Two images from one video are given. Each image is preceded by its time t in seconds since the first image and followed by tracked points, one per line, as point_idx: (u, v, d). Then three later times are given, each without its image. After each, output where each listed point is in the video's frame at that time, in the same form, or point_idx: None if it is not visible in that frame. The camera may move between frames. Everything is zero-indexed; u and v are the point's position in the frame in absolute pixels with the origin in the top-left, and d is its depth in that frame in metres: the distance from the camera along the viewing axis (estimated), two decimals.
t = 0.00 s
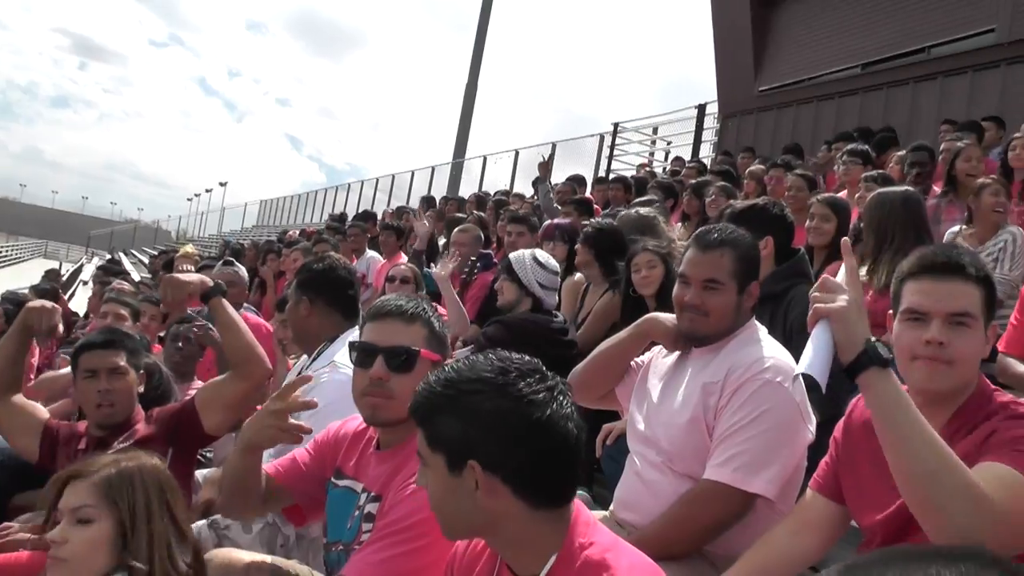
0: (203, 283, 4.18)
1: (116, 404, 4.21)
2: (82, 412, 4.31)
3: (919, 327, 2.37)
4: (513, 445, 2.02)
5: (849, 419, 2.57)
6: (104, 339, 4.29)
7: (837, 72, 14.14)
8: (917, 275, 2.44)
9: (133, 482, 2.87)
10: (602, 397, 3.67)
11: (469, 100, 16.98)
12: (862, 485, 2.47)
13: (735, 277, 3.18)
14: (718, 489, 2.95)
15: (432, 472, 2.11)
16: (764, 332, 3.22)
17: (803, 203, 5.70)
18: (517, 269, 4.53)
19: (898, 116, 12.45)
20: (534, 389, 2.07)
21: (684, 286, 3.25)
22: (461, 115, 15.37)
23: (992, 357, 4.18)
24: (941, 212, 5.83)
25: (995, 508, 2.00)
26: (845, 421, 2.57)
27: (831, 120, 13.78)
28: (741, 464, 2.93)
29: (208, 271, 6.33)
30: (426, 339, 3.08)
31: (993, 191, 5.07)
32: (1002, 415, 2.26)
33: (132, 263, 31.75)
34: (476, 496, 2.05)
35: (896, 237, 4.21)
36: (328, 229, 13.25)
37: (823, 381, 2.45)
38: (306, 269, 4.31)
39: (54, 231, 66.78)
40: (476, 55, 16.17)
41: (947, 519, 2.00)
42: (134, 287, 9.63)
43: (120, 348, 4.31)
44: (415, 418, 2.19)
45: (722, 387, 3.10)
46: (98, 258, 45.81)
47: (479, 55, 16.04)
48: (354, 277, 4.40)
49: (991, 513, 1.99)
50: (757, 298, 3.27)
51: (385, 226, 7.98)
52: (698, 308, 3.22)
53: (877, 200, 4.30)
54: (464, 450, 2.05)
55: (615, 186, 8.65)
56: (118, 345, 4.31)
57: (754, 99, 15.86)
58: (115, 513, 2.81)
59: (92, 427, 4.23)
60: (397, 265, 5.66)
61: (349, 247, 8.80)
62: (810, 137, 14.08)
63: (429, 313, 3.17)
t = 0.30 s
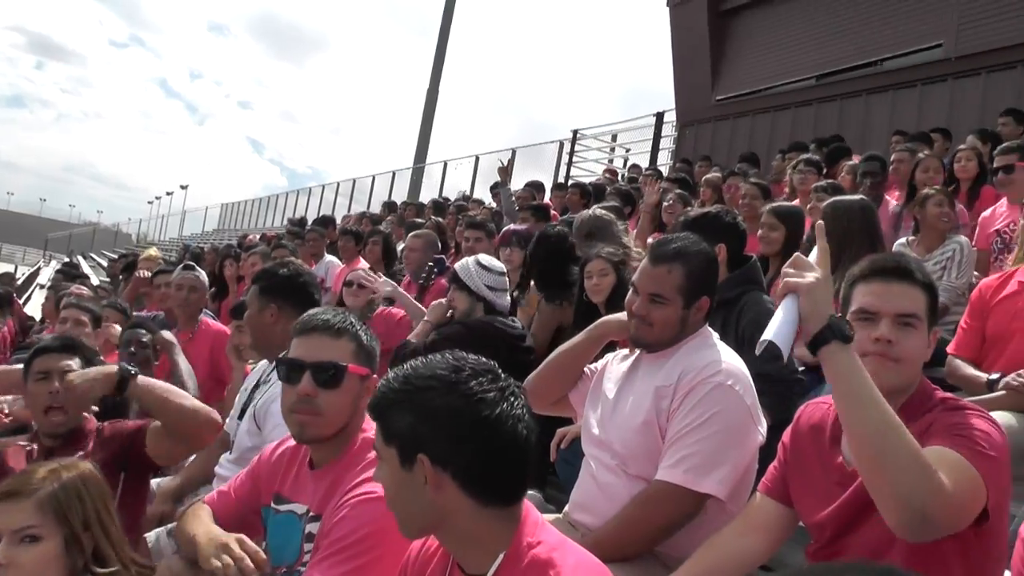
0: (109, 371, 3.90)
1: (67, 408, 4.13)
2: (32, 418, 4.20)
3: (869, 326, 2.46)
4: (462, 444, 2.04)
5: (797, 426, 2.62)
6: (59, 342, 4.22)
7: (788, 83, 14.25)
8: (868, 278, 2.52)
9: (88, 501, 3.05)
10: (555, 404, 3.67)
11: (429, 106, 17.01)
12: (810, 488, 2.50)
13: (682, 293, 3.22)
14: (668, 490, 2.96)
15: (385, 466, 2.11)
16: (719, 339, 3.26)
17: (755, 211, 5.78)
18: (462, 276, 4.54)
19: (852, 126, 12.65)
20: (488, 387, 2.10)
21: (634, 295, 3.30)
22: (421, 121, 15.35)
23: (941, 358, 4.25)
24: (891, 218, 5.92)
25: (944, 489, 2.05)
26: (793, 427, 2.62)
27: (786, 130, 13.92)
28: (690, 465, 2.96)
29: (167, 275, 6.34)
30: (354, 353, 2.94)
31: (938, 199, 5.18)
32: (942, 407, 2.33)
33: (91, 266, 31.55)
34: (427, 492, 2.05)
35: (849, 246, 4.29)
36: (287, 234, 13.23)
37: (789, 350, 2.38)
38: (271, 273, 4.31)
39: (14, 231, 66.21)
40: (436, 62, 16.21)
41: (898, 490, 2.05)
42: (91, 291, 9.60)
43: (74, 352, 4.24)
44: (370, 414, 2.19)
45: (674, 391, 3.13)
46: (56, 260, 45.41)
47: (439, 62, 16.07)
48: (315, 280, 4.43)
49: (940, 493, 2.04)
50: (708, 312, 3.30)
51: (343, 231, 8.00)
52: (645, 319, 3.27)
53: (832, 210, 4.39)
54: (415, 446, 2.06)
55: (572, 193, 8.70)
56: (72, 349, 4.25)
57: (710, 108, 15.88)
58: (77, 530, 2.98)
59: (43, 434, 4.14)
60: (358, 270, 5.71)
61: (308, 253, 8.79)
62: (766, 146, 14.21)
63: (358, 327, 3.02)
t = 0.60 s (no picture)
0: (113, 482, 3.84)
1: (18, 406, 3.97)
2: None
3: (823, 329, 2.48)
4: (417, 442, 2.04)
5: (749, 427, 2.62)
6: (13, 346, 4.11)
7: (750, 89, 14.32)
8: (824, 282, 2.54)
9: (37, 511, 2.91)
10: (515, 413, 3.63)
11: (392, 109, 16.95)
12: (765, 488, 2.52)
13: (652, 293, 3.12)
14: (625, 491, 2.89)
15: (339, 467, 2.11)
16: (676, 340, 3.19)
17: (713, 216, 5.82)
18: (423, 278, 4.56)
19: (812, 132, 12.76)
20: (438, 386, 2.11)
21: (602, 299, 3.15)
22: (384, 123, 15.31)
23: (897, 358, 4.31)
24: (849, 222, 5.96)
25: (902, 455, 2.08)
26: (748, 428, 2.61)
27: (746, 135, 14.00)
28: (649, 466, 2.89)
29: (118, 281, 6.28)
30: (279, 359, 2.86)
31: (894, 205, 5.25)
32: (895, 403, 2.37)
33: (51, 267, 31.23)
34: (383, 490, 2.05)
35: (807, 251, 4.34)
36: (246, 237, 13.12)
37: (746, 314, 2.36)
38: (235, 276, 4.30)
39: None
40: (399, 65, 16.15)
41: (857, 452, 2.06)
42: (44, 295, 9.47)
43: (28, 356, 4.11)
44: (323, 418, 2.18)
45: (632, 393, 3.04)
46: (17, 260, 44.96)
47: (402, 65, 16.01)
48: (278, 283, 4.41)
49: (898, 457, 2.07)
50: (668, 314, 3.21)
51: (302, 234, 7.96)
52: (616, 322, 3.13)
53: (787, 216, 4.41)
54: (370, 444, 2.05)
55: (533, 196, 8.72)
56: (26, 353, 4.12)
57: (672, 113, 15.86)
58: (25, 544, 2.87)
59: None
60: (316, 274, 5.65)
61: (268, 256, 8.74)
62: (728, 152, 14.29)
63: (282, 333, 2.95)
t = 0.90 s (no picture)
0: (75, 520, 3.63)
1: None
2: None
3: (788, 327, 2.52)
4: (372, 448, 2.05)
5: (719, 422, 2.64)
6: None
7: (715, 94, 14.37)
8: (786, 284, 2.58)
9: None
10: (482, 421, 3.61)
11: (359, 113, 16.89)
12: (729, 490, 2.53)
13: (616, 298, 3.15)
14: (594, 493, 2.88)
15: (297, 474, 2.11)
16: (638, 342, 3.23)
17: (676, 221, 5.86)
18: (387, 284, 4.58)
19: (778, 137, 12.83)
20: (393, 393, 2.12)
21: (565, 307, 3.17)
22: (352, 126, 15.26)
23: (859, 359, 4.36)
24: (813, 226, 6.01)
25: (864, 477, 2.06)
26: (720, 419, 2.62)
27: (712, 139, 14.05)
28: (613, 467, 2.89)
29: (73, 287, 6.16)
30: (195, 369, 2.73)
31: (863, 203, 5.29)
32: (856, 406, 2.38)
33: (16, 272, 30.93)
34: (341, 496, 2.06)
35: (763, 257, 4.38)
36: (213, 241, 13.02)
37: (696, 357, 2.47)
38: (197, 282, 4.29)
39: None
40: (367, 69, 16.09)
41: (818, 477, 2.05)
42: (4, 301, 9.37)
43: None
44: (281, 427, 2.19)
45: (596, 396, 3.05)
46: None
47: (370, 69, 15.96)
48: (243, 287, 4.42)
49: (861, 480, 2.05)
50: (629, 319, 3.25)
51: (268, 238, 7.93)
52: (581, 329, 3.14)
53: (741, 220, 4.47)
54: (327, 449, 2.06)
55: (500, 200, 8.72)
56: None
57: (638, 117, 15.87)
58: None
59: None
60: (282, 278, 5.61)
61: (235, 261, 8.70)
62: (694, 156, 14.34)
63: (224, 337, 2.80)
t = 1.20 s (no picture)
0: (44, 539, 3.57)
1: None
2: None
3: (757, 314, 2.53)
4: (340, 457, 2.06)
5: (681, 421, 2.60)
6: None
7: (686, 100, 14.38)
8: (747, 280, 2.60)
9: None
10: (453, 427, 3.61)
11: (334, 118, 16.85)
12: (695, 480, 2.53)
13: (581, 299, 3.12)
14: (561, 494, 2.81)
15: (262, 489, 2.10)
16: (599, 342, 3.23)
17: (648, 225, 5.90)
18: (355, 293, 4.61)
19: (750, 141, 12.88)
20: (359, 403, 2.14)
21: (533, 309, 3.11)
22: (326, 132, 15.23)
23: (832, 362, 4.38)
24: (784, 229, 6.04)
25: (822, 430, 2.05)
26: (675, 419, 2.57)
27: (685, 142, 14.08)
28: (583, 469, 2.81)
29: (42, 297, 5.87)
30: (167, 375, 2.74)
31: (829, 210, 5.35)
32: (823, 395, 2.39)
33: None
34: (308, 509, 2.06)
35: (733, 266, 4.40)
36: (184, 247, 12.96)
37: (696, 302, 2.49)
38: (171, 290, 4.29)
39: None
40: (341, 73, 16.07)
41: (777, 414, 2.03)
42: None
43: None
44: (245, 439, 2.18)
45: (564, 400, 2.97)
46: None
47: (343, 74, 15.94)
48: (216, 295, 4.42)
49: (819, 431, 2.03)
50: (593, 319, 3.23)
51: (241, 244, 7.92)
52: (549, 329, 3.08)
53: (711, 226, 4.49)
54: (295, 462, 2.06)
55: (474, 205, 8.74)
56: None
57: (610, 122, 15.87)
58: None
59: None
60: (255, 283, 5.59)
61: (209, 266, 8.69)
62: (666, 160, 14.37)
63: (198, 345, 2.82)
